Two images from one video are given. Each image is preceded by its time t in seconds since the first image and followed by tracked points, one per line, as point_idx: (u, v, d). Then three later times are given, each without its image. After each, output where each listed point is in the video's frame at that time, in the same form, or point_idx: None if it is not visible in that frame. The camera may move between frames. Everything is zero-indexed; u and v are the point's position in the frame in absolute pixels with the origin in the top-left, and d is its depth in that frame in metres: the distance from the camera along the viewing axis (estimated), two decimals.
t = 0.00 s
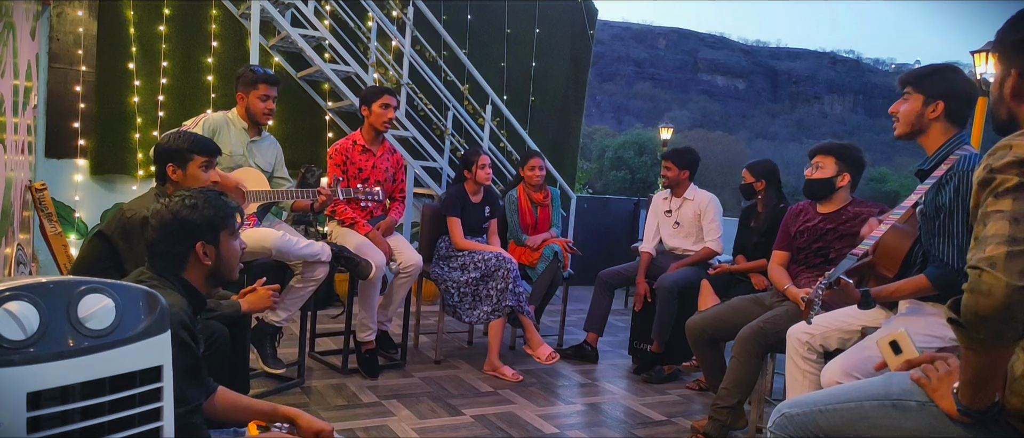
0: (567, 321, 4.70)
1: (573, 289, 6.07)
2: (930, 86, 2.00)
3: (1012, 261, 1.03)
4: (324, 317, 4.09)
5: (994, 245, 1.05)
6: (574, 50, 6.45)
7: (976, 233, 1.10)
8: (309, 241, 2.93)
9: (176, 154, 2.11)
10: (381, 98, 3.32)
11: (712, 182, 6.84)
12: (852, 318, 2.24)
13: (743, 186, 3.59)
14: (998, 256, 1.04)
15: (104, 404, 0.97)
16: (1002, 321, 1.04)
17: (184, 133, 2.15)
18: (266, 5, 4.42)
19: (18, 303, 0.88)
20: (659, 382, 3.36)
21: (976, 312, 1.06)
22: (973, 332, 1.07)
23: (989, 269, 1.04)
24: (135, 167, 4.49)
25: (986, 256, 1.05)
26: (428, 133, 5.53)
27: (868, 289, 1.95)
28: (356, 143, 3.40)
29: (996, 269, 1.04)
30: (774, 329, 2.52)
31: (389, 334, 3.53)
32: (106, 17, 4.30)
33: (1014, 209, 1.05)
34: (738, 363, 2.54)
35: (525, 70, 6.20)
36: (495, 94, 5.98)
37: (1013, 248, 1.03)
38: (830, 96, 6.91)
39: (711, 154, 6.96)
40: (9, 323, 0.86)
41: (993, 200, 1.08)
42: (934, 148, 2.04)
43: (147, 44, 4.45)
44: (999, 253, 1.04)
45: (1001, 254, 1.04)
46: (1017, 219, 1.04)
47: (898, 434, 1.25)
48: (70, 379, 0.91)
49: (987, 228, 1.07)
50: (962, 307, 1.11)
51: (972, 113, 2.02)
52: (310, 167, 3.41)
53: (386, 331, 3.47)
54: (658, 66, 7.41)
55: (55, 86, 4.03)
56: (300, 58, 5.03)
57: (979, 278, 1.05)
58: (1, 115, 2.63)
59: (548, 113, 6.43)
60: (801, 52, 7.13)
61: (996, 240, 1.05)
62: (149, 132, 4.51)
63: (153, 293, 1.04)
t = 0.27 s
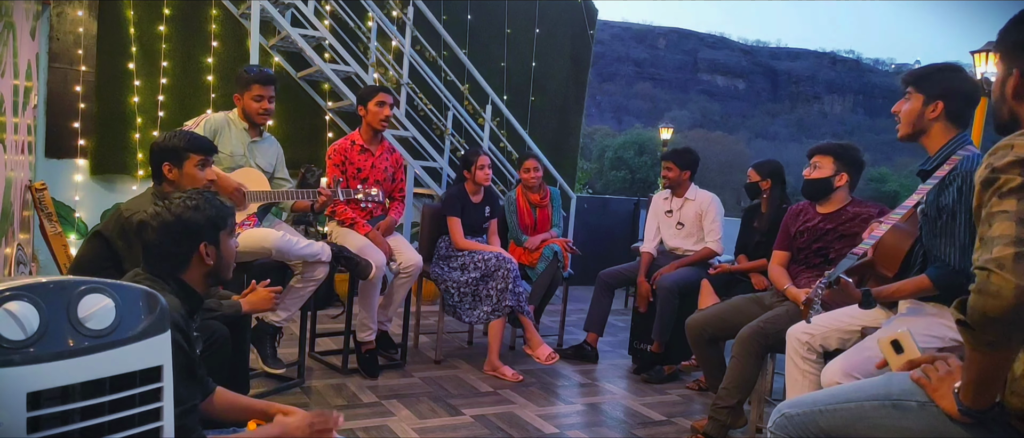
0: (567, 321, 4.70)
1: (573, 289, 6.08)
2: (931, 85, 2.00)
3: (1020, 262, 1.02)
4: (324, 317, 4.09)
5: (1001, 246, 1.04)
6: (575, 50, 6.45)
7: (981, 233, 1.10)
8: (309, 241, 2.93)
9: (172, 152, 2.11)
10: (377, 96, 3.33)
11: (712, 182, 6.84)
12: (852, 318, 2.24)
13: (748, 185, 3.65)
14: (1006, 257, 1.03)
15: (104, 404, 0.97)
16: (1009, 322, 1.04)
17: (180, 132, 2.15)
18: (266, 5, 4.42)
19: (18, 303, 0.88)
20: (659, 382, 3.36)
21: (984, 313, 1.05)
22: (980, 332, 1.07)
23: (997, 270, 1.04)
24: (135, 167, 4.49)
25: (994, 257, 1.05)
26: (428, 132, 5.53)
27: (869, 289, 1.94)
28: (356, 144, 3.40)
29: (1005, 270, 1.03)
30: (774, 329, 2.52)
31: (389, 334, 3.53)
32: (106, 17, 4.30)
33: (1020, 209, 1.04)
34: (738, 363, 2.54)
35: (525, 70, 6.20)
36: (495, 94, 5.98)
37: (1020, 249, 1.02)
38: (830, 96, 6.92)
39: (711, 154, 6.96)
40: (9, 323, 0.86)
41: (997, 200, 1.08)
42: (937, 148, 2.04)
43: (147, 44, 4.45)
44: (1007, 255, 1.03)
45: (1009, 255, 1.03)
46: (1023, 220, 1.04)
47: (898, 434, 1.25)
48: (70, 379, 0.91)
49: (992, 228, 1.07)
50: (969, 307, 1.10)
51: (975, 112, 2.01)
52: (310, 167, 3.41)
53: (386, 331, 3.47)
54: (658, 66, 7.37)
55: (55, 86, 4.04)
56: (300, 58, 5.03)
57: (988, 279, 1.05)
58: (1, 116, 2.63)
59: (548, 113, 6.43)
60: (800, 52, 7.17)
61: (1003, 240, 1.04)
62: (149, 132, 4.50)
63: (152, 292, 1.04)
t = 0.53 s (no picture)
0: (567, 321, 4.70)
1: (573, 289, 6.08)
2: (942, 84, 2.00)
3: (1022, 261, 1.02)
4: (324, 317, 4.09)
5: (1003, 245, 1.04)
6: (575, 50, 6.45)
7: (982, 232, 1.10)
8: (310, 241, 2.93)
9: (174, 154, 2.11)
10: (373, 94, 3.33)
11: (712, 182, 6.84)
12: (852, 318, 2.24)
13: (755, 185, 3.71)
14: (1008, 256, 1.03)
15: (104, 404, 0.97)
16: (1011, 321, 1.03)
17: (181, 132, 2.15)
18: (266, 5, 4.43)
19: (18, 303, 0.88)
20: (659, 382, 3.36)
21: (986, 312, 1.04)
22: (983, 332, 1.06)
23: (999, 268, 1.03)
24: (134, 167, 4.49)
25: (995, 256, 1.04)
26: (428, 133, 5.53)
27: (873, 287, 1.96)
28: (353, 142, 3.40)
29: (1007, 269, 1.02)
30: (774, 329, 2.52)
31: (389, 334, 3.53)
32: (106, 17, 4.31)
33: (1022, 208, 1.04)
34: (738, 363, 2.54)
35: (525, 70, 6.20)
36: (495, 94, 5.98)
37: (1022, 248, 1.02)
38: (830, 96, 7.06)
39: (711, 154, 6.96)
40: (8, 323, 0.86)
41: (998, 199, 1.08)
42: (943, 148, 2.04)
43: (147, 45, 4.46)
44: (1009, 254, 1.03)
45: (1011, 254, 1.02)
46: None
47: (898, 434, 1.25)
48: (70, 379, 0.91)
49: (994, 227, 1.06)
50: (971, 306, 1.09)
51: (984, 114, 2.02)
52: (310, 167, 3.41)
53: (386, 331, 3.47)
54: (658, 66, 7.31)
55: (55, 86, 4.06)
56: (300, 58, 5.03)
57: (989, 278, 1.04)
58: (1, 116, 2.63)
59: (548, 113, 6.43)
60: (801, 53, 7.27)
61: (1005, 240, 1.04)
62: (149, 132, 4.50)
63: (152, 292, 1.04)
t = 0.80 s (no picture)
0: (567, 321, 4.70)
1: (573, 289, 6.08)
2: (946, 87, 2.00)
3: None
4: (324, 317, 4.09)
5: (1007, 245, 1.04)
6: (575, 50, 6.45)
7: (984, 232, 1.10)
8: (310, 241, 2.92)
9: (171, 153, 2.11)
10: (369, 93, 3.33)
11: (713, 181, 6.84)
12: (851, 318, 2.24)
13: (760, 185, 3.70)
14: (1012, 256, 1.03)
15: (104, 404, 0.97)
16: (1013, 321, 1.03)
17: (178, 132, 2.15)
18: (266, 5, 4.43)
19: (18, 303, 0.87)
20: (659, 382, 3.36)
21: (990, 312, 1.04)
22: (986, 332, 1.06)
23: (1003, 268, 1.03)
24: (135, 167, 4.49)
25: (999, 256, 1.04)
26: (428, 132, 5.54)
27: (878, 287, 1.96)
28: (351, 142, 3.41)
29: (1011, 270, 1.02)
30: (773, 329, 2.52)
31: (389, 334, 3.53)
32: (106, 16, 4.31)
33: None
34: (738, 363, 2.53)
35: (525, 69, 6.20)
36: (495, 94, 5.98)
37: None
38: (830, 96, 7.13)
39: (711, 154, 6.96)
40: (9, 323, 0.86)
41: (1001, 199, 1.08)
42: (950, 148, 2.04)
43: (147, 44, 4.46)
44: (1013, 253, 1.03)
45: (1014, 254, 1.03)
46: None
47: (897, 434, 1.25)
48: (69, 380, 0.91)
49: (997, 227, 1.06)
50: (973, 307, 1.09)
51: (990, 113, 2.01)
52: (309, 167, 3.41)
53: (387, 331, 3.47)
54: (658, 66, 7.28)
55: (55, 86, 4.03)
56: (300, 57, 5.03)
57: (993, 278, 1.04)
58: (1, 115, 2.64)
59: (548, 113, 6.43)
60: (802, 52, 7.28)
61: (1009, 239, 1.04)
62: (149, 132, 4.50)
63: (153, 292, 1.04)
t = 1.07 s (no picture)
0: (567, 321, 4.70)
1: (573, 289, 6.08)
2: (961, 85, 1.99)
3: None
4: (324, 317, 4.09)
5: (1010, 245, 1.02)
6: (575, 50, 6.45)
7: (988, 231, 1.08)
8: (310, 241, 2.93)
9: (170, 152, 2.11)
10: (368, 92, 3.34)
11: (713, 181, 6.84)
12: (851, 318, 2.24)
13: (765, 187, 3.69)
14: (1015, 256, 1.01)
15: (104, 404, 0.97)
16: (1016, 322, 1.02)
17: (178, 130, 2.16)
18: (266, 5, 4.44)
19: (18, 303, 0.87)
20: (659, 382, 3.36)
21: (993, 313, 1.03)
22: (989, 333, 1.06)
23: (1006, 269, 1.01)
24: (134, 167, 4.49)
25: (1003, 257, 1.02)
26: (428, 132, 5.54)
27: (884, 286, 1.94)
28: (350, 142, 3.41)
29: (1015, 270, 1.00)
30: (774, 329, 2.53)
31: (389, 334, 3.53)
32: (106, 16, 4.30)
33: None
34: (738, 362, 2.54)
35: (525, 69, 6.20)
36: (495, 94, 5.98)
37: None
38: (830, 96, 6.89)
39: (712, 154, 6.96)
40: (9, 323, 0.86)
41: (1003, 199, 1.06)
42: (958, 149, 2.06)
43: (147, 45, 4.46)
44: (1015, 254, 1.01)
45: (1017, 255, 1.01)
46: None
47: (898, 434, 1.25)
48: (70, 380, 0.91)
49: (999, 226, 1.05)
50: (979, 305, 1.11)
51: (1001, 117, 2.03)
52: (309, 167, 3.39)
53: (387, 331, 3.47)
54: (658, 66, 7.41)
55: (55, 86, 4.08)
56: (300, 58, 5.03)
57: (996, 279, 1.03)
58: (1, 115, 2.64)
59: (548, 113, 6.43)
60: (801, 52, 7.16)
61: (1012, 239, 1.02)
62: (149, 132, 4.50)
63: (153, 292, 1.04)
